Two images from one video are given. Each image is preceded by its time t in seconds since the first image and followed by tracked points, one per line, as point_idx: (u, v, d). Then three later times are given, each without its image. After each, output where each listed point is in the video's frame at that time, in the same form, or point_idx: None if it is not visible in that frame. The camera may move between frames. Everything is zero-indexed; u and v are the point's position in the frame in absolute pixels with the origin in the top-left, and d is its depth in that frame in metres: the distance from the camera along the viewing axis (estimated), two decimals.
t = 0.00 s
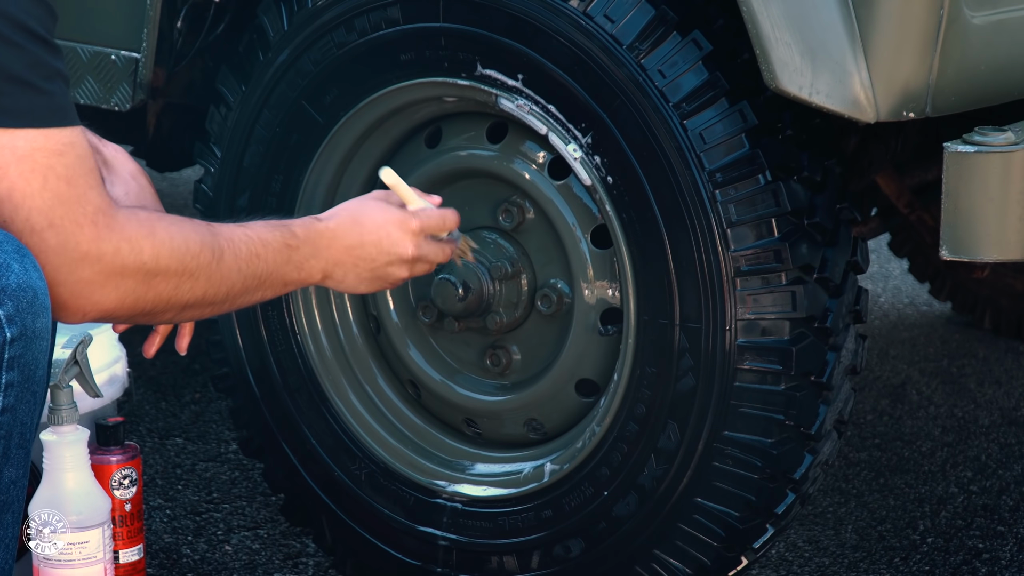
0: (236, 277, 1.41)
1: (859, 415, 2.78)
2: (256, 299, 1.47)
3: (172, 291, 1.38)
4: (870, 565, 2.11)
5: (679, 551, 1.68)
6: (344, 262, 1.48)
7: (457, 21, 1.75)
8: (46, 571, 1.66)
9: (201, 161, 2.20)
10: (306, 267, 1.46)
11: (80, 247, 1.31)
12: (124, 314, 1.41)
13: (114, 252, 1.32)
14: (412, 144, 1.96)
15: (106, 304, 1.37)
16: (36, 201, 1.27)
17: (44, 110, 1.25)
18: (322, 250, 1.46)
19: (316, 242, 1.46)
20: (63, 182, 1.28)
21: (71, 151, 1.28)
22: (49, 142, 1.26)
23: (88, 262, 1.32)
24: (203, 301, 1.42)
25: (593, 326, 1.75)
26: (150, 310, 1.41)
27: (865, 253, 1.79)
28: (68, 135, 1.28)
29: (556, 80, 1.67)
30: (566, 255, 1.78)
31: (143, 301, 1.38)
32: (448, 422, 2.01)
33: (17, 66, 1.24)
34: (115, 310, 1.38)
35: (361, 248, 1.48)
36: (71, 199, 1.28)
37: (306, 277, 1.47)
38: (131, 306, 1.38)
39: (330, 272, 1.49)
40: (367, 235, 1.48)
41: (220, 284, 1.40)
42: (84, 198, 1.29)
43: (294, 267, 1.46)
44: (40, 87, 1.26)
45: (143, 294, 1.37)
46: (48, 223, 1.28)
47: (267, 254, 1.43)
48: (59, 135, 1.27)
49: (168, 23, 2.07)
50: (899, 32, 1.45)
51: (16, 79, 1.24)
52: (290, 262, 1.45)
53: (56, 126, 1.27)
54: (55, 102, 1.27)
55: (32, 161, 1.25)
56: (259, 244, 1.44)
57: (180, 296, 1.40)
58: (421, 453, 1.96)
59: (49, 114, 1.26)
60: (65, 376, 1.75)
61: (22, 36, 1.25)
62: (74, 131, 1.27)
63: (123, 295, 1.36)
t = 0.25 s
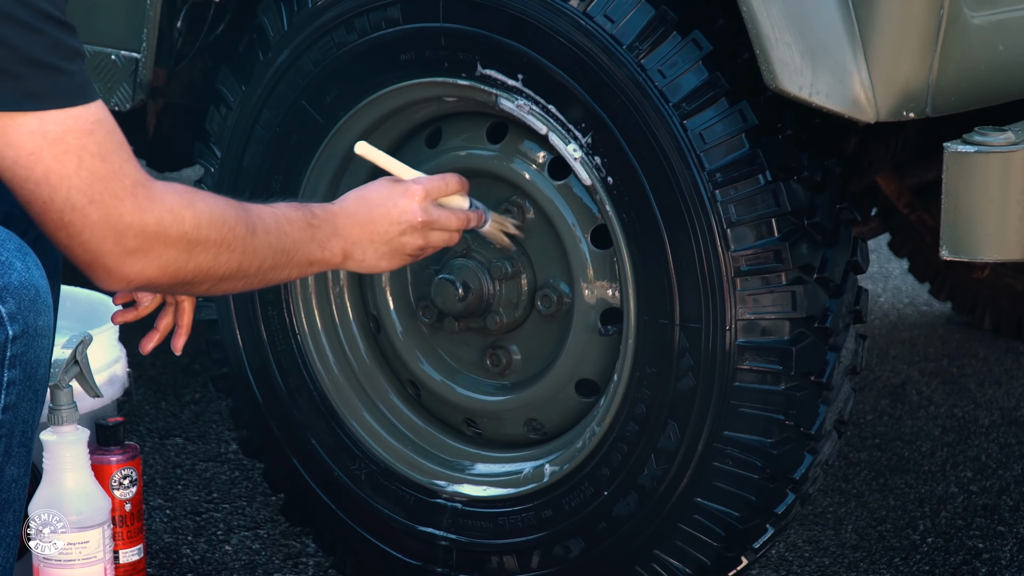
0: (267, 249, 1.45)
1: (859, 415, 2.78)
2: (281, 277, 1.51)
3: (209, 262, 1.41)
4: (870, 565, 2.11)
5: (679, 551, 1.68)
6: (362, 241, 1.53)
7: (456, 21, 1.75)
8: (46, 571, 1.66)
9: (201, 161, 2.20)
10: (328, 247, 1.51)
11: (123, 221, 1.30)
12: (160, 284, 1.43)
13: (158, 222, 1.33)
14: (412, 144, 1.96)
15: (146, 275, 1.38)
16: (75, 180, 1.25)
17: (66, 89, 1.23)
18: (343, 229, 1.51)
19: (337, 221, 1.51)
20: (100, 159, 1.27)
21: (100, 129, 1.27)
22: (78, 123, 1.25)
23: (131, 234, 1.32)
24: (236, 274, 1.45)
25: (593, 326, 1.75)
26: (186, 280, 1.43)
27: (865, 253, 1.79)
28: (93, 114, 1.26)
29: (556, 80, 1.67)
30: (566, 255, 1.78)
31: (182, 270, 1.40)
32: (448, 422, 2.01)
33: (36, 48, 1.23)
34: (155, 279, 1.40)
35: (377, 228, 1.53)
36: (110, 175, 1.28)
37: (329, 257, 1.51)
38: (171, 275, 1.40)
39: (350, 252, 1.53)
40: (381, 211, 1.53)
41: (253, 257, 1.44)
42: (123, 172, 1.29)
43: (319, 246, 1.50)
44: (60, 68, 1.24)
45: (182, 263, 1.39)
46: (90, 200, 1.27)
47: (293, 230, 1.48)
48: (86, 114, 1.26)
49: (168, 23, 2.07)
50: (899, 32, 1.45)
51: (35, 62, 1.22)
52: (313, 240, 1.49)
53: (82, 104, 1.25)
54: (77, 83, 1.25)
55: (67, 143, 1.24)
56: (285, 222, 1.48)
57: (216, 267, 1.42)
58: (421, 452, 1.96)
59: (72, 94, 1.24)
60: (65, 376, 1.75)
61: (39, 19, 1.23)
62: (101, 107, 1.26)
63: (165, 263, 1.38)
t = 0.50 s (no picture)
0: (293, 242, 1.45)
1: (859, 415, 2.78)
2: (306, 272, 1.50)
3: (232, 249, 1.41)
4: (870, 565, 2.11)
5: (679, 551, 1.68)
6: (393, 246, 1.52)
7: (456, 21, 1.75)
8: (46, 571, 1.67)
9: (201, 161, 2.20)
10: (357, 247, 1.50)
11: (143, 202, 1.30)
12: (181, 268, 1.43)
13: (179, 205, 1.33)
14: (412, 144, 1.96)
15: (168, 257, 1.38)
16: (95, 164, 1.25)
17: (82, 73, 1.23)
18: (374, 231, 1.50)
19: (369, 223, 1.50)
20: (118, 142, 1.27)
21: (117, 112, 1.27)
22: (95, 107, 1.25)
23: (151, 216, 1.32)
24: (258, 263, 1.45)
25: (593, 326, 1.75)
26: (207, 265, 1.43)
27: (865, 253, 1.79)
28: (109, 97, 1.27)
29: (556, 80, 1.67)
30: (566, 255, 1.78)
31: (205, 254, 1.40)
32: (448, 422, 2.01)
33: (50, 35, 1.23)
34: (177, 262, 1.40)
35: (409, 233, 1.51)
36: (129, 158, 1.28)
37: (357, 257, 1.51)
38: (193, 258, 1.40)
39: (379, 255, 1.52)
40: (415, 217, 1.51)
41: (276, 247, 1.44)
42: (142, 154, 1.29)
43: (347, 246, 1.49)
44: (76, 53, 1.24)
45: (204, 247, 1.39)
46: (111, 182, 1.27)
47: (322, 229, 1.47)
48: (103, 99, 1.26)
49: (168, 24, 2.07)
50: (899, 32, 1.45)
51: (49, 48, 1.23)
52: (342, 239, 1.48)
53: (95, 89, 1.25)
54: (92, 67, 1.25)
55: (85, 128, 1.24)
56: (313, 217, 1.48)
57: (238, 255, 1.42)
58: (421, 452, 1.96)
59: (87, 78, 1.24)
60: (65, 376, 1.75)
61: (53, 6, 1.24)
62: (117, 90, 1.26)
63: (187, 245, 1.38)
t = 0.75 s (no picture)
0: (284, 237, 1.46)
1: (859, 415, 2.78)
2: (294, 271, 1.50)
3: (231, 248, 1.41)
4: (870, 565, 2.11)
5: (679, 551, 1.68)
6: (368, 235, 1.55)
7: (456, 21, 1.75)
8: (46, 571, 1.67)
9: (201, 161, 2.20)
10: (338, 241, 1.52)
11: (149, 199, 1.30)
12: (182, 273, 1.41)
13: (182, 203, 1.33)
14: (412, 144, 1.96)
15: (171, 259, 1.37)
16: (104, 158, 1.25)
17: (88, 68, 1.24)
18: (348, 223, 1.53)
19: (341, 217, 1.53)
20: (125, 138, 1.27)
21: (122, 110, 1.27)
22: (102, 102, 1.25)
23: (156, 214, 1.32)
24: (255, 263, 1.45)
25: (593, 326, 1.75)
26: (209, 268, 1.42)
27: (865, 253, 1.79)
28: (114, 96, 1.27)
29: (556, 80, 1.67)
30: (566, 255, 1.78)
31: (207, 254, 1.39)
32: (448, 423, 2.01)
33: (55, 30, 1.24)
34: (181, 264, 1.39)
35: (381, 221, 1.55)
36: (135, 153, 1.28)
37: (339, 251, 1.52)
38: (196, 259, 1.39)
39: (358, 246, 1.55)
40: (384, 204, 1.55)
41: (270, 243, 1.44)
42: (146, 151, 1.29)
43: (329, 239, 1.51)
44: (82, 49, 1.25)
45: (207, 247, 1.39)
46: (120, 177, 1.26)
47: (303, 222, 1.49)
48: (108, 96, 1.26)
49: (168, 24, 2.07)
50: (899, 32, 1.45)
51: (54, 43, 1.23)
52: (323, 232, 1.50)
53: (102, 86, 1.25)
54: (98, 63, 1.25)
55: (95, 122, 1.24)
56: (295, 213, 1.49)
57: (237, 254, 1.42)
58: (421, 452, 1.96)
59: (94, 74, 1.24)
60: (65, 376, 1.75)
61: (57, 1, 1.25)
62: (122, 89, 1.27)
63: (191, 245, 1.37)
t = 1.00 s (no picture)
0: (288, 242, 1.47)
1: (859, 415, 2.78)
2: (299, 279, 1.52)
3: (237, 251, 1.42)
4: (870, 565, 2.11)
5: (679, 551, 1.68)
6: (369, 241, 1.58)
7: (457, 21, 1.75)
8: (46, 571, 1.67)
9: (201, 161, 2.20)
10: (341, 249, 1.54)
11: (154, 202, 1.31)
12: (187, 275, 1.42)
13: (188, 204, 1.34)
14: (412, 144, 1.96)
15: (176, 260, 1.38)
16: (107, 161, 1.26)
17: (90, 73, 1.24)
18: (349, 232, 1.56)
19: (343, 225, 1.56)
20: (129, 141, 1.28)
21: (125, 113, 1.28)
22: (106, 106, 1.26)
23: (162, 216, 1.32)
24: (260, 266, 1.46)
25: (593, 326, 1.75)
26: (213, 270, 1.42)
27: (865, 253, 1.79)
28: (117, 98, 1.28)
29: (556, 80, 1.67)
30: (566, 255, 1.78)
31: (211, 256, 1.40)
32: (448, 423, 2.01)
33: (58, 35, 1.23)
34: (185, 266, 1.39)
35: (381, 226, 1.58)
36: (139, 156, 1.28)
37: (342, 258, 1.54)
38: (200, 261, 1.40)
39: (359, 254, 1.57)
40: (380, 209, 1.59)
41: (275, 248, 1.46)
42: (150, 153, 1.30)
43: (331, 246, 1.53)
44: (84, 53, 1.24)
45: (212, 248, 1.40)
46: (124, 179, 1.27)
47: (307, 230, 1.51)
48: (111, 99, 1.27)
49: (168, 24, 2.07)
50: (899, 31, 1.45)
51: (57, 48, 1.23)
52: (326, 238, 1.52)
53: (105, 88, 1.26)
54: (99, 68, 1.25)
55: (98, 125, 1.25)
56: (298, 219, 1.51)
57: (242, 257, 1.43)
58: (421, 452, 1.96)
59: (95, 78, 1.24)
60: (65, 376, 1.75)
61: (60, 5, 1.24)
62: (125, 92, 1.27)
63: (196, 247, 1.38)
